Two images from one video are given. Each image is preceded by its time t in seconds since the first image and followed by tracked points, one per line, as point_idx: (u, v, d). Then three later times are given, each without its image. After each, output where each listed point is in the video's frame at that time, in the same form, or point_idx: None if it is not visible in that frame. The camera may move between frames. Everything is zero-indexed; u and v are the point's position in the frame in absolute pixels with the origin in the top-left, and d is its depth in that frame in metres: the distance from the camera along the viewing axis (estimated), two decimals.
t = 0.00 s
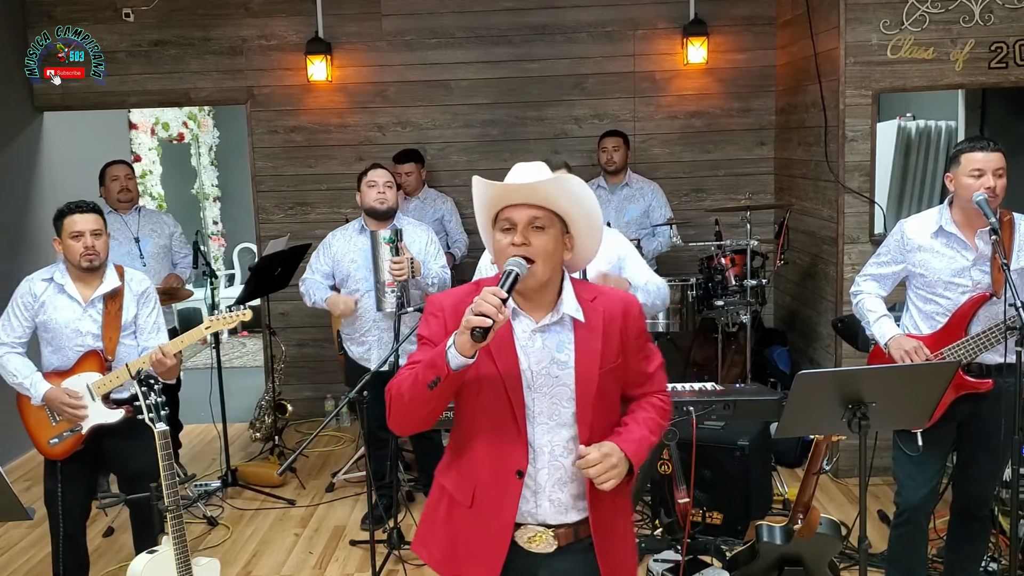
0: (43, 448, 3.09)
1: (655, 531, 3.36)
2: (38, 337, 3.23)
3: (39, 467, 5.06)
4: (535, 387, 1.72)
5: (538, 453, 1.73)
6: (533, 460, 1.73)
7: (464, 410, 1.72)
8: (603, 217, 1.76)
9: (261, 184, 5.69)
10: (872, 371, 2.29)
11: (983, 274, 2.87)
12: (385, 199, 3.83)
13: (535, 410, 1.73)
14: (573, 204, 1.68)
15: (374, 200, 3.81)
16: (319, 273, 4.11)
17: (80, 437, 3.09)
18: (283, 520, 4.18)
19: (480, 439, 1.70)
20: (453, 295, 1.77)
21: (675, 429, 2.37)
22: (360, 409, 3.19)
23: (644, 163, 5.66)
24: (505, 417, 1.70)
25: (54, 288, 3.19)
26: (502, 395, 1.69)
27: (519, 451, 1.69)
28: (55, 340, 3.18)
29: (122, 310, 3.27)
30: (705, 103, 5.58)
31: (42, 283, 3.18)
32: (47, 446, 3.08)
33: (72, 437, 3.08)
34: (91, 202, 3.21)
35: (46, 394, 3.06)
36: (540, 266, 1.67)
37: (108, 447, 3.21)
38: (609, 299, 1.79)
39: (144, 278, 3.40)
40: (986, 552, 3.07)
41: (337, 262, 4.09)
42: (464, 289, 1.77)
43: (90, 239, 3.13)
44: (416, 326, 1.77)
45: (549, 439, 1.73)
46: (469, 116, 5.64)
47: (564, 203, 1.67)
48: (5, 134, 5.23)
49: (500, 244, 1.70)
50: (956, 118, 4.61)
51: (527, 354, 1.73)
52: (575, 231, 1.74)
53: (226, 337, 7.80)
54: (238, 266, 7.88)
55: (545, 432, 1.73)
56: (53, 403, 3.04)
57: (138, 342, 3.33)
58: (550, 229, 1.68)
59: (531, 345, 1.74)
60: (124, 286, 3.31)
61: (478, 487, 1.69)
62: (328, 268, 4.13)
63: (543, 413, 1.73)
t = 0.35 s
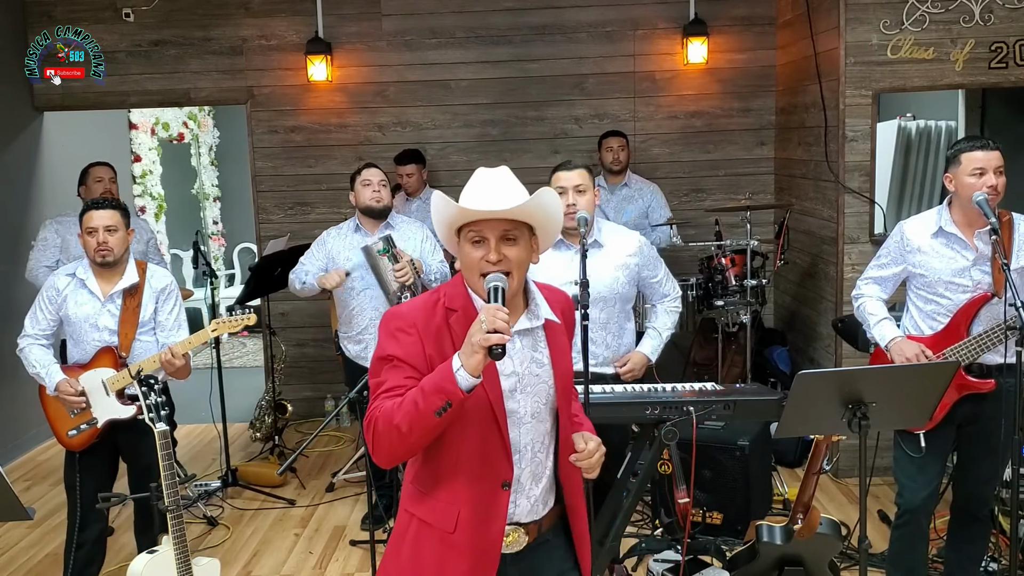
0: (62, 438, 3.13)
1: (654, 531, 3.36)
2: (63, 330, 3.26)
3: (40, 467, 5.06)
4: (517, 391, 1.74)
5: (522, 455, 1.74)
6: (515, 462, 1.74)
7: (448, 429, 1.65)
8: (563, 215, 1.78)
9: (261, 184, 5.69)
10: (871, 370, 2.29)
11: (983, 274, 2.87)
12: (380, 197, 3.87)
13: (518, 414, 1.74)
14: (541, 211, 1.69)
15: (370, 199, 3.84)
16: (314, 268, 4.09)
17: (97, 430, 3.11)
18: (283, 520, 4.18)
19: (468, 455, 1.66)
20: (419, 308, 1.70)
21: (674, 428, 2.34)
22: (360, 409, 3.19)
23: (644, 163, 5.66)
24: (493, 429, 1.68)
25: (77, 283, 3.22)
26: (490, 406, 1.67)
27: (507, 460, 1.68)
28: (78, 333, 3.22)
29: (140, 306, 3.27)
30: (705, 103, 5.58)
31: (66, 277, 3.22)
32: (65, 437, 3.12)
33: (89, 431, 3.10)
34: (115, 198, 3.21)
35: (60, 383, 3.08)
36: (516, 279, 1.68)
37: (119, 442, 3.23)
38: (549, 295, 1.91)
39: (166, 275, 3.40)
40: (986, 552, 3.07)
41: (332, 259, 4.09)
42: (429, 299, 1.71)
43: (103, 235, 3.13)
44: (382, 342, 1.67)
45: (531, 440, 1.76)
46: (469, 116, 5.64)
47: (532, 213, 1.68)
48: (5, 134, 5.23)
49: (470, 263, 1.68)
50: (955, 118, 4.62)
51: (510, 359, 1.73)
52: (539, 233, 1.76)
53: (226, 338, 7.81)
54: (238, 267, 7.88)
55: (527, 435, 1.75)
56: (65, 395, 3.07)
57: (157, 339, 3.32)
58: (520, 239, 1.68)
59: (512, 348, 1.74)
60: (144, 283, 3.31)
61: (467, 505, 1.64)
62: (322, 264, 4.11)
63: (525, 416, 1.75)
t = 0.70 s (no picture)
0: (56, 438, 3.14)
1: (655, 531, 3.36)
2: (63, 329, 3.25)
3: (40, 467, 5.06)
4: (510, 395, 1.73)
5: (518, 459, 1.73)
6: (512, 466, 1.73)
7: (443, 437, 1.65)
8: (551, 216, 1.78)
9: (261, 184, 5.69)
10: (872, 370, 2.29)
11: (983, 273, 2.87)
12: (390, 197, 3.83)
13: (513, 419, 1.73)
14: (528, 211, 1.68)
15: (380, 201, 3.81)
16: (321, 271, 4.08)
17: (92, 430, 3.13)
18: (283, 521, 4.17)
19: (463, 460, 1.65)
20: (409, 314, 1.70)
21: (674, 429, 2.36)
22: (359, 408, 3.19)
23: (645, 163, 5.65)
24: (489, 438, 1.67)
25: (77, 281, 3.22)
26: (483, 410, 1.66)
27: (506, 467, 1.67)
28: (77, 333, 3.21)
29: (140, 306, 3.25)
30: (705, 103, 5.57)
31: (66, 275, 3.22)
32: (60, 436, 3.13)
33: (83, 430, 3.13)
34: (118, 199, 3.21)
35: (60, 382, 3.07)
36: (505, 281, 1.67)
37: (117, 439, 3.23)
38: (545, 299, 1.89)
39: (167, 276, 3.38)
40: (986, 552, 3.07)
41: (340, 260, 4.08)
42: (419, 306, 1.71)
43: (102, 235, 3.12)
44: (374, 348, 1.67)
45: (527, 444, 1.75)
46: (468, 116, 5.64)
47: (518, 215, 1.67)
48: (5, 134, 5.23)
49: (458, 267, 1.67)
50: (956, 118, 4.61)
51: (503, 363, 1.73)
52: (527, 235, 1.75)
53: (226, 338, 7.81)
54: (238, 267, 7.88)
55: (523, 440, 1.74)
56: (67, 393, 3.06)
57: (155, 339, 3.29)
58: (507, 241, 1.68)
59: (504, 352, 1.74)
60: (145, 282, 3.29)
61: (467, 511, 1.65)
62: (330, 266, 4.10)
63: (520, 420, 1.74)
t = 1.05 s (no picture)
0: (34, 443, 3.11)
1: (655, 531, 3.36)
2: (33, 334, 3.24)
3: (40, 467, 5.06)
4: (535, 395, 1.68)
5: (544, 461, 1.69)
6: (535, 466, 1.70)
7: (452, 430, 1.67)
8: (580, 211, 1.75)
9: (261, 184, 5.69)
10: (872, 370, 2.29)
11: (984, 274, 2.87)
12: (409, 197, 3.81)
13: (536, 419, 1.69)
14: (553, 206, 1.66)
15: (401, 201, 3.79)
16: (341, 274, 4.10)
17: (73, 433, 3.11)
18: (283, 520, 4.17)
19: (470, 456, 1.67)
20: (443, 310, 1.72)
21: (675, 428, 2.39)
22: (360, 408, 3.18)
23: (645, 163, 5.65)
24: (495, 435, 1.66)
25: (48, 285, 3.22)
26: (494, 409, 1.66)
27: (505, 466, 1.66)
28: (50, 337, 3.20)
29: (114, 307, 3.26)
30: (705, 103, 5.57)
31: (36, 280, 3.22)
32: (38, 442, 3.10)
33: (64, 433, 3.10)
34: (86, 201, 3.21)
35: (36, 388, 3.08)
36: (528, 275, 1.65)
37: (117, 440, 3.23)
38: (597, 295, 1.78)
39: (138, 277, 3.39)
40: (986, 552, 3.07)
41: (359, 261, 4.09)
42: (450, 303, 1.72)
43: (71, 236, 3.12)
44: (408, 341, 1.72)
45: (554, 445, 1.70)
46: (468, 116, 5.64)
47: (543, 208, 1.65)
48: (4, 134, 5.22)
49: (481, 260, 1.67)
50: (956, 118, 4.61)
51: (522, 361, 1.69)
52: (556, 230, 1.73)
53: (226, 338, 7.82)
54: (238, 267, 7.88)
55: (549, 441, 1.69)
56: (45, 398, 3.06)
57: (131, 340, 3.30)
58: (531, 235, 1.66)
59: (528, 351, 1.70)
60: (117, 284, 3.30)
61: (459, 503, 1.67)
62: (349, 268, 4.12)
63: (546, 420, 1.69)
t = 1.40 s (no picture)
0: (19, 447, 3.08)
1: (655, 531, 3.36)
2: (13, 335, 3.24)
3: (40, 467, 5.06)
4: (552, 395, 1.70)
5: (563, 461, 1.71)
6: (557, 466, 1.71)
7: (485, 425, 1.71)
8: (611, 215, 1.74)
9: (261, 184, 5.69)
10: (872, 370, 2.28)
11: (986, 274, 2.87)
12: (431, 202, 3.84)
13: (557, 418, 1.70)
14: (586, 206, 1.66)
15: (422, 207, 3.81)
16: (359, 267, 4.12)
17: (59, 437, 3.11)
18: (283, 520, 4.18)
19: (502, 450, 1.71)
20: (476, 308, 1.74)
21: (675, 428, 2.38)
22: (360, 408, 3.18)
23: (645, 163, 5.66)
24: (523, 431, 1.68)
25: (28, 286, 3.21)
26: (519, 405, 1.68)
27: (534, 461, 1.68)
28: (31, 339, 3.20)
29: (97, 309, 3.25)
30: (705, 103, 5.57)
31: (15, 281, 3.20)
32: (23, 445, 3.07)
33: (51, 436, 3.09)
34: (66, 202, 3.19)
35: (21, 391, 3.02)
36: (555, 271, 1.64)
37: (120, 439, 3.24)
38: (626, 301, 1.72)
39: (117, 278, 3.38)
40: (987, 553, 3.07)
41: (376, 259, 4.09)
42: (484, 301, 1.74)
43: (50, 238, 3.10)
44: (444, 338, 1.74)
45: (574, 445, 1.70)
46: (468, 116, 5.64)
47: (576, 206, 1.65)
48: (4, 133, 5.22)
49: (512, 251, 1.66)
50: (956, 118, 4.60)
51: (542, 362, 1.71)
52: (586, 231, 1.72)
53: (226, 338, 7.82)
54: (238, 266, 7.88)
55: (570, 440, 1.70)
56: (29, 400, 3.01)
57: (113, 342, 3.30)
58: (564, 232, 1.65)
59: (545, 351, 1.71)
60: (98, 285, 3.29)
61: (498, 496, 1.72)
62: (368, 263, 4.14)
63: (564, 420, 1.70)
